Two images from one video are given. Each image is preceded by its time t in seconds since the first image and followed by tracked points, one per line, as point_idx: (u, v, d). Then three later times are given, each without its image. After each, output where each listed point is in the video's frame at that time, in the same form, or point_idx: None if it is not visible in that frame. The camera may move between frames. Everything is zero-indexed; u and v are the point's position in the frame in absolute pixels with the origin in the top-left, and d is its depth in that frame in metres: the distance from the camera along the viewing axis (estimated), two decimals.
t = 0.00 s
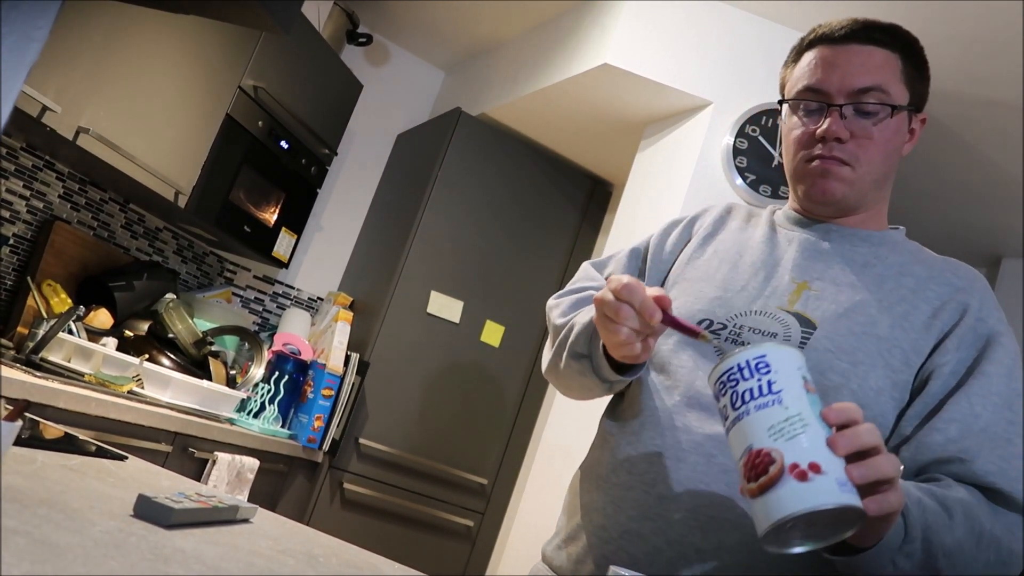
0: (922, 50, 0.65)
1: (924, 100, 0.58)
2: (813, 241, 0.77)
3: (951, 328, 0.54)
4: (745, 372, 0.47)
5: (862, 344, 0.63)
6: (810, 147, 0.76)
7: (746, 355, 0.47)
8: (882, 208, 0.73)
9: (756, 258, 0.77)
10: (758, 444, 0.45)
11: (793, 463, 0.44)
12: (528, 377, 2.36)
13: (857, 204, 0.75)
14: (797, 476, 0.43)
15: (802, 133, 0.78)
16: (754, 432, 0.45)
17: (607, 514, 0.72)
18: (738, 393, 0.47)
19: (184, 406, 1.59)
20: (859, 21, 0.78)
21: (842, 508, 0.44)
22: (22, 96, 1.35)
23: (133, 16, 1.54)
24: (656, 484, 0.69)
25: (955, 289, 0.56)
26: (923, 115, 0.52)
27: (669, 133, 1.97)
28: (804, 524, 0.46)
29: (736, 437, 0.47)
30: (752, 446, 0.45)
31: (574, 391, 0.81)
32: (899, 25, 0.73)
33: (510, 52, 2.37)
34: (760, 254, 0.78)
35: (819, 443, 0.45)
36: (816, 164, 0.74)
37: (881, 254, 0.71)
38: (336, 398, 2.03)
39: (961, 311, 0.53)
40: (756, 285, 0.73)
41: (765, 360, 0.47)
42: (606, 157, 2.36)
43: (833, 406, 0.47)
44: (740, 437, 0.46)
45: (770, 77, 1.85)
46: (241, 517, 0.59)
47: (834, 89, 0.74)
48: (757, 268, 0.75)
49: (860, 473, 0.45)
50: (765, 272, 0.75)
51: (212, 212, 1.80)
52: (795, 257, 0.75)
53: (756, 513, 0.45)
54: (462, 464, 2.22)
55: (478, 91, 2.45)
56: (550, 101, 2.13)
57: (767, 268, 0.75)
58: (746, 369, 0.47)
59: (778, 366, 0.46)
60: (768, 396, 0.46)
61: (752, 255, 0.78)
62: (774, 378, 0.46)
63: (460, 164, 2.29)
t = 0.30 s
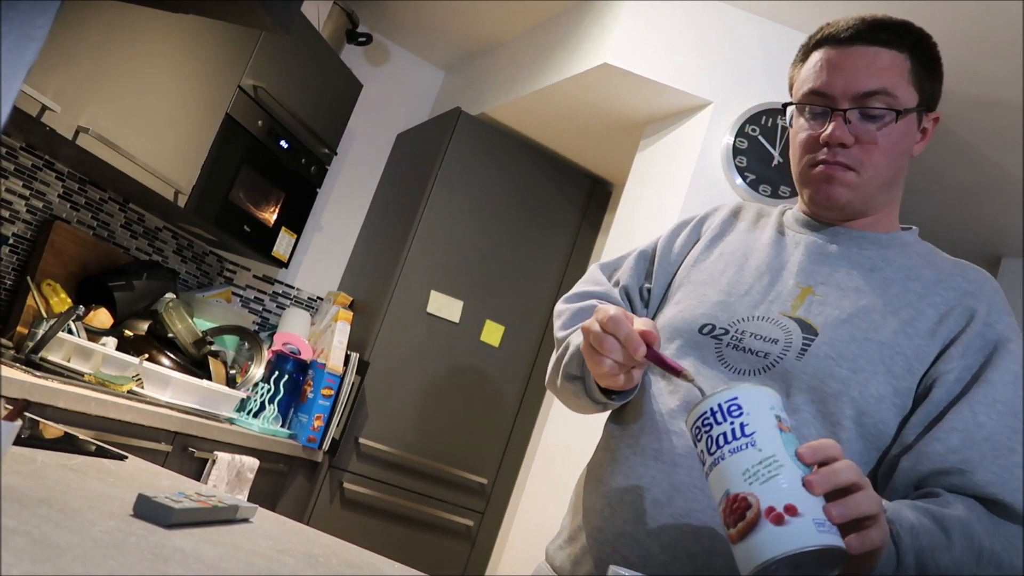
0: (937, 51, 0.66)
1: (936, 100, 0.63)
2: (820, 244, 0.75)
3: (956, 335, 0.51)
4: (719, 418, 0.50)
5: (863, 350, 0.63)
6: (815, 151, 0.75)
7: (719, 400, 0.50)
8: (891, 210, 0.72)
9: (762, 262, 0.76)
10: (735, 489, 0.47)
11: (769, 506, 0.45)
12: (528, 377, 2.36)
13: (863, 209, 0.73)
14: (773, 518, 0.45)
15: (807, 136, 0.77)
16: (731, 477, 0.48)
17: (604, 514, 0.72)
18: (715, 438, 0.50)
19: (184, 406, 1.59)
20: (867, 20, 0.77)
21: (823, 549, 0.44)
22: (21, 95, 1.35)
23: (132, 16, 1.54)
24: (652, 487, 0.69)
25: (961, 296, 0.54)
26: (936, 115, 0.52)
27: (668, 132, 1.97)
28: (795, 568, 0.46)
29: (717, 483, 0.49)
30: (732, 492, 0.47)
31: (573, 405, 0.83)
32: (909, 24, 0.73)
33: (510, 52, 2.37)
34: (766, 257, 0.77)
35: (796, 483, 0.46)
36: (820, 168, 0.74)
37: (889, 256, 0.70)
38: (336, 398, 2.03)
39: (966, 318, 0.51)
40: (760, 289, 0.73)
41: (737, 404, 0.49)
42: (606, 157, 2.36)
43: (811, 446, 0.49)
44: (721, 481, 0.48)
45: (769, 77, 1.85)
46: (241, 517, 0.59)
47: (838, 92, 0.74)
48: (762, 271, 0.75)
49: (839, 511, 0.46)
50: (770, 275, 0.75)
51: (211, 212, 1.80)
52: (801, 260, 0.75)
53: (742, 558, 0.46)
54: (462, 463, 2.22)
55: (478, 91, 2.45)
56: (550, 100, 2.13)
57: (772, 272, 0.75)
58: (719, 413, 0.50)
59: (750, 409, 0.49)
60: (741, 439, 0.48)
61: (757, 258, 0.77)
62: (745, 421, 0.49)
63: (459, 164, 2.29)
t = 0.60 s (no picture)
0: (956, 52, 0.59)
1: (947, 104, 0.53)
2: (828, 247, 0.74)
3: (963, 341, 0.46)
4: (710, 439, 0.49)
5: (867, 354, 0.61)
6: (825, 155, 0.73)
7: (710, 420, 0.50)
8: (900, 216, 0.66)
9: (769, 264, 0.77)
10: (728, 511, 0.47)
11: (764, 527, 0.45)
12: (528, 377, 2.36)
13: (872, 212, 0.70)
14: (767, 539, 0.44)
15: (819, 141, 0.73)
16: (724, 498, 0.47)
17: (605, 515, 0.72)
18: (707, 460, 0.49)
19: (184, 406, 1.59)
20: (880, 21, 0.72)
21: (819, 568, 0.44)
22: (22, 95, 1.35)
23: (131, 16, 1.54)
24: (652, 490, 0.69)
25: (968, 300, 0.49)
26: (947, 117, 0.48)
27: (669, 132, 1.97)
28: None
29: (710, 504, 0.48)
30: (725, 513, 0.47)
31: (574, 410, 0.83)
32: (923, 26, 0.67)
33: (510, 52, 2.37)
34: (772, 260, 0.77)
35: (789, 503, 0.45)
36: (831, 174, 0.70)
37: (898, 260, 0.66)
38: (336, 398, 2.03)
39: (973, 324, 0.46)
40: (766, 291, 0.74)
41: (728, 424, 0.49)
42: (606, 156, 2.36)
43: (803, 464, 0.48)
44: (714, 503, 0.48)
45: (769, 76, 1.84)
46: (241, 517, 0.59)
47: (850, 97, 0.69)
48: (769, 273, 0.76)
49: (833, 529, 0.46)
50: (777, 277, 0.75)
51: (211, 212, 1.80)
52: (807, 263, 0.74)
53: None
54: (462, 463, 2.23)
55: (478, 91, 2.45)
56: (549, 100, 2.13)
57: (778, 275, 0.75)
58: (711, 434, 0.49)
59: (741, 429, 0.48)
60: (734, 459, 0.48)
61: (763, 260, 0.78)
62: (737, 441, 0.48)
63: (459, 164, 2.28)
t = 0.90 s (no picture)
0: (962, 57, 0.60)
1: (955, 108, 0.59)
2: (833, 250, 0.73)
3: (967, 344, 0.48)
4: (713, 453, 0.48)
5: (871, 356, 0.61)
6: (830, 158, 0.71)
7: (711, 436, 0.49)
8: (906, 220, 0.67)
9: (773, 265, 0.76)
10: (739, 526, 0.46)
11: (777, 538, 0.44)
12: (528, 376, 2.36)
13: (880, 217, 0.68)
14: (782, 551, 0.43)
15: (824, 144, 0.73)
16: (733, 513, 0.46)
17: (607, 516, 0.72)
18: (711, 474, 0.48)
19: (184, 406, 1.59)
20: (889, 22, 0.69)
21: None
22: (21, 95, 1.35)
23: (131, 16, 1.54)
24: (654, 491, 0.69)
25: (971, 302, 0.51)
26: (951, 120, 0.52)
27: (669, 132, 1.97)
28: None
29: (720, 520, 0.47)
30: (736, 528, 0.46)
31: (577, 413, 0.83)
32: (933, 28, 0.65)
33: (510, 52, 2.37)
34: (777, 261, 0.77)
35: (799, 513, 0.44)
36: (834, 177, 0.69)
37: (903, 262, 0.66)
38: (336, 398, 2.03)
39: (975, 327, 0.48)
40: (770, 291, 0.73)
41: (730, 438, 0.48)
42: (605, 156, 2.36)
43: (808, 472, 0.47)
44: (724, 520, 0.47)
45: (769, 77, 1.85)
46: (241, 516, 0.59)
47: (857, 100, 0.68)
48: (774, 275, 0.75)
49: (846, 534, 0.44)
50: (780, 279, 0.75)
51: (211, 212, 1.80)
52: (812, 264, 0.73)
53: None
54: (462, 463, 2.23)
55: (478, 91, 2.45)
56: (549, 100, 2.13)
57: (782, 277, 0.75)
58: (713, 449, 0.48)
59: (743, 442, 0.48)
60: (739, 471, 0.47)
61: (768, 261, 0.77)
62: (740, 454, 0.47)
63: (459, 164, 2.28)
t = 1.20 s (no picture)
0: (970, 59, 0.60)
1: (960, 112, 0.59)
2: (836, 250, 0.75)
3: (971, 348, 0.49)
4: (728, 473, 0.49)
5: (875, 359, 0.62)
6: (837, 160, 0.73)
7: (724, 456, 0.50)
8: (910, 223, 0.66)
9: (776, 267, 0.77)
10: (763, 548, 0.46)
11: (803, 558, 0.45)
12: (528, 376, 2.36)
13: (882, 221, 0.69)
14: (809, 570, 0.44)
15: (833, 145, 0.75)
16: (756, 534, 0.47)
17: (609, 518, 0.72)
18: (728, 495, 0.49)
19: (184, 406, 1.59)
20: (897, 24, 0.71)
21: None
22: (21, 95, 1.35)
23: (131, 16, 1.54)
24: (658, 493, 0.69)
25: (977, 306, 0.52)
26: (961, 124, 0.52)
27: (668, 132, 1.97)
28: None
29: (741, 541, 0.48)
30: (759, 550, 0.47)
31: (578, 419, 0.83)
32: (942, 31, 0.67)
33: (510, 52, 2.37)
34: (780, 262, 0.77)
35: (821, 530, 0.46)
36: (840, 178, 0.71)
37: (908, 265, 0.67)
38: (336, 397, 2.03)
39: (981, 330, 0.49)
40: (773, 293, 0.74)
41: (744, 457, 0.49)
42: (605, 156, 2.36)
43: (826, 487, 0.49)
44: (745, 541, 0.48)
45: (769, 76, 1.85)
46: (241, 517, 0.59)
47: (864, 103, 0.70)
48: (777, 277, 0.76)
49: (872, 549, 0.45)
50: (784, 281, 0.75)
51: (211, 212, 1.80)
52: (816, 266, 0.74)
53: None
54: (462, 463, 2.23)
55: (478, 91, 2.45)
56: (549, 100, 2.13)
57: (785, 278, 0.75)
58: (728, 469, 0.49)
59: (758, 460, 0.49)
60: (757, 490, 0.48)
61: (771, 263, 0.77)
62: (757, 473, 0.48)
63: (459, 164, 2.28)
